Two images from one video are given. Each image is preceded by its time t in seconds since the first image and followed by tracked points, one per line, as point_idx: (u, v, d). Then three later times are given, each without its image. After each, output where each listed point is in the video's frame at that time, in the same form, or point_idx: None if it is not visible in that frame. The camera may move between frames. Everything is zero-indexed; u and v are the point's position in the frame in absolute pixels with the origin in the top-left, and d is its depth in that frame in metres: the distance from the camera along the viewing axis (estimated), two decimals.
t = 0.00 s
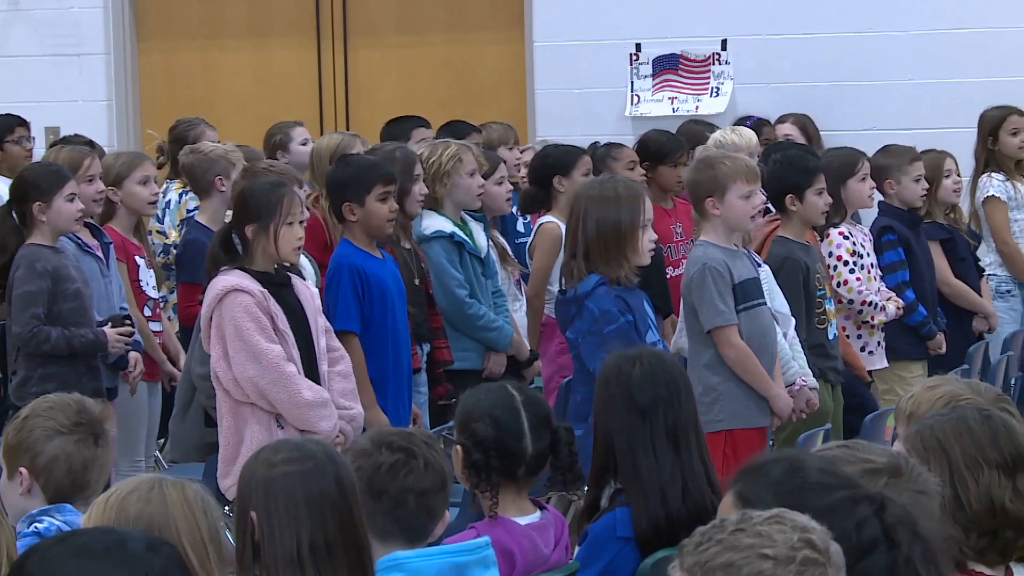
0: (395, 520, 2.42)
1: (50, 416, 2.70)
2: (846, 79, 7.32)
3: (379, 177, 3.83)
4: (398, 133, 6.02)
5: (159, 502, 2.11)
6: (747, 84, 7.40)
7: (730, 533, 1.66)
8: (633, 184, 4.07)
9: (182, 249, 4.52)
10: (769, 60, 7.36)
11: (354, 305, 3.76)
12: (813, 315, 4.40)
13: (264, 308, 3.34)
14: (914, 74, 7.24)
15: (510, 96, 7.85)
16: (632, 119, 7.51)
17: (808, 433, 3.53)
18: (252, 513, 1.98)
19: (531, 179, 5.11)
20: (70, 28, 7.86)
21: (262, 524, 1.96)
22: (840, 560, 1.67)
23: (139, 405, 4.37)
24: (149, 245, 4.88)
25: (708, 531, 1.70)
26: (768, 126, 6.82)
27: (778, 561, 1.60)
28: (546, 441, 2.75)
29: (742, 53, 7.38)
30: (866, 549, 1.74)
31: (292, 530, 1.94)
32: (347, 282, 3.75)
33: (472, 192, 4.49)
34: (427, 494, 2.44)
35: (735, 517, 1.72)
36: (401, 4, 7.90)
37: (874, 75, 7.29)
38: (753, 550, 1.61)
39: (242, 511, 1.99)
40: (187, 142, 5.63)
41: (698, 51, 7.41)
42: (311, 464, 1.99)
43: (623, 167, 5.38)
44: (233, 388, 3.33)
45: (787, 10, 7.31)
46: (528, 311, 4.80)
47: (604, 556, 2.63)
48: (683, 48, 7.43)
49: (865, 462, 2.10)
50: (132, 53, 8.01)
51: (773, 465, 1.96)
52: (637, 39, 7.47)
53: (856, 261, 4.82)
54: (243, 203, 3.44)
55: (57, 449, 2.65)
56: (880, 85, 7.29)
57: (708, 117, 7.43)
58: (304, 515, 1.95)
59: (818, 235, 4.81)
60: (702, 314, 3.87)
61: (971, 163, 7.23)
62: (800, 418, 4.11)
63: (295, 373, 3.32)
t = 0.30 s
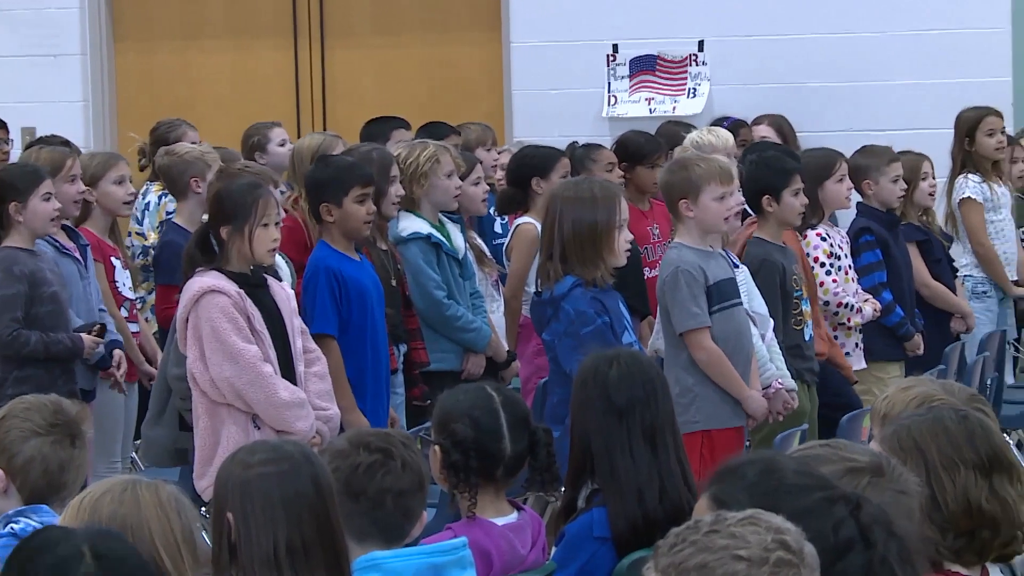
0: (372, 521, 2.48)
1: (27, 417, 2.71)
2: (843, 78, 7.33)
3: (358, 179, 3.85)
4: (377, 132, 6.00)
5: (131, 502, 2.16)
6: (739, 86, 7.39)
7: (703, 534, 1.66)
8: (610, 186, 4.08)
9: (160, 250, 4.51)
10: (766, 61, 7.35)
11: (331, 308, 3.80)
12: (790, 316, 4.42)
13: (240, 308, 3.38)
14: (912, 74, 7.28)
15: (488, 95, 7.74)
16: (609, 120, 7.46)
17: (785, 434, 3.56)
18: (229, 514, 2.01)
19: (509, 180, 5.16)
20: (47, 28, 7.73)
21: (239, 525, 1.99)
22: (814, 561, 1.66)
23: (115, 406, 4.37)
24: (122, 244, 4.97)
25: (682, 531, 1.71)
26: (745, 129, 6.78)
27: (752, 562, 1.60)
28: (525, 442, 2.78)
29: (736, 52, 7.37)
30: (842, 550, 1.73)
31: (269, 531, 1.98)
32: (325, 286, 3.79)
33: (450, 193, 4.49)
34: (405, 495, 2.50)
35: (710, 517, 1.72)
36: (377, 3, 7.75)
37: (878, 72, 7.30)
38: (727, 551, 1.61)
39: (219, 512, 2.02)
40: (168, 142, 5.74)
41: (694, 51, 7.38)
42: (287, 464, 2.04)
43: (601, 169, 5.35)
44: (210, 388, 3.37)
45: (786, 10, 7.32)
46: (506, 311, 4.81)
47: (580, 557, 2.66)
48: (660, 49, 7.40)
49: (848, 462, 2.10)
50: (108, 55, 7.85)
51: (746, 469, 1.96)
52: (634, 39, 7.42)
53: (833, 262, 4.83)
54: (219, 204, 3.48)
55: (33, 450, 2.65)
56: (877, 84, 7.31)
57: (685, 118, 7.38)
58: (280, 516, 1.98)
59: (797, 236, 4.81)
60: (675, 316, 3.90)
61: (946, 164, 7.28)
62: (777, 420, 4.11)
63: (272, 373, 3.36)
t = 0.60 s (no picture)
0: (345, 522, 2.50)
1: None
2: (845, 77, 7.33)
3: (331, 180, 3.88)
4: (354, 132, 6.00)
5: (100, 504, 2.18)
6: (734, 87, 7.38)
7: (674, 535, 1.68)
8: (582, 186, 4.09)
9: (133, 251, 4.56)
10: (767, 62, 7.36)
11: (305, 309, 3.82)
12: (765, 316, 4.46)
13: (213, 309, 3.39)
14: (914, 74, 7.28)
15: (460, 98, 7.73)
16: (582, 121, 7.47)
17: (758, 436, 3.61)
18: (201, 515, 2.01)
19: (483, 181, 5.17)
20: (20, 29, 7.65)
21: (212, 526, 1.99)
22: (784, 562, 1.68)
23: (87, 407, 4.33)
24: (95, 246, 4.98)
25: (654, 532, 1.73)
26: (718, 129, 6.68)
27: (721, 563, 1.63)
28: (500, 443, 2.79)
29: (736, 52, 7.37)
30: (814, 552, 1.80)
31: (242, 532, 1.98)
32: (298, 287, 3.81)
33: (423, 194, 4.48)
34: (378, 496, 2.53)
35: (682, 518, 1.74)
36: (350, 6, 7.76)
37: (884, 72, 7.30)
38: (696, 552, 1.63)
39: (191, 513, 2.03)
40: (143, 141, 5.79)
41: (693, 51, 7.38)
42: (260, 466, 2.04)
43: (576, 170, 5.34)
44: (183, 389, 3.38)
45: (788, 12, 7.33)
46: (480, 312, 4.80)
47: (554, 558, 2.67)
48: (632, 50, 7.41)
49: (821, 461, 2.12)
50: (81, 56, 7.81)
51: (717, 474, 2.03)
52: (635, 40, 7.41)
53: (806, 263, 4.97)
54: (194, 205, 3.48)
55: (6, 450, 2.65)
56: (876, 86, 7.31)
57: (659, 118, 7.37)
58: (253, 519, 1.99)
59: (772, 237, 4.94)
60: (647, 318, 3.95)
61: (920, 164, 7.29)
62: (755, 418, 4.26)
63: (245, 374, 3.37)
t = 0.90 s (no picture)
0: (311, 524, 2.56)
1: None
2: (843, 76, 7.45)
3: (298, 181, 3.90)
4: (321, 133, 6.02)
5: (71, 504, 2.17)
6: (732, 88, 7.52)
7: (641, 536, 1.68)
8: (548, 187, 4.09)
9: (98, 253, 4.50)
10: (767, 62, 7.49)
11: (271, 311, 3.84)
12: (735, 316, 4.48)
13: (179, 310, 3.45)
14: (915, 74, 7.40)
15: (427, 96, 7.87)
16: (549, 122, 7.63)
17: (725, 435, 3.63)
18: (167, 517, 2.03)
19: (452, 183, 5.17)
20: None
21: (178, 527, 2.01)
22: (750, 565, 1.68)
23: (53, 409, 4.29)
24: (60, 248, 4.97)
25: (621, 531, 1.73)
26: (683, 130, 6.70)
27: (685, 565, 1.64)
28: (466, 443, 2.82)
29: (736, 52, 7.51)
30: (780, 552, 1.82)
31: (208, 533, 2.00)
32: (265, 289, 3.82)
33: (389, 195, 4.48)
34: (345, 497, 2.58)
35: (649, 517, 1.74)
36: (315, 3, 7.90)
37: (884, 72, 7.42)
38: (662, 554, 1.64)
39: (157, 514, 2.04)
40: (109, 142, 5.79)
41: (702, 51, 7.52)
42: (227, 467, 2.06)
43: (543, 170, 5.39)
44: (149, 390, 3.42)
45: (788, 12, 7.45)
46: (447, 313, 4.82)
47: (520, 558, 2.69)
48: (599, 51, 7.57)
49: (782, 462, 2.15)
50: (45, 55, 7.92)
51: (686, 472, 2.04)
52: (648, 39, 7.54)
53: (774, 264, 5.06)
54: (161, 205, 3.52)
55: None
56: (841, 87, 7.46)
57: (626, 119, 7.53)
58: (220, 520, 2.01)
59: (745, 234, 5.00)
60: (613, 319, 4.00)
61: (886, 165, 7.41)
62: (723, 417, 4.31)
63: (211, 375, 3.42)
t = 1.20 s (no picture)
0: (273, 526, 2.60)
1: None
2: (840, 76, 7.34)
3: (260, 181, 3.90)
4: (284, 134, 5.96)
5: (39, 504, 2.16)
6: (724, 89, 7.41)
7: (604, 536, 1.68)
8: (512, 187, 4.10)
9: (63, 254, 4.60)
10: (765, 62, 7.38)
11: (234, 311, 3.85)
12: (697, 317, 4.51)
13: (142, 310, 3.45)
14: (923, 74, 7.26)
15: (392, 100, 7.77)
16: (513, 123, 7.54)
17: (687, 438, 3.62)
18: (131, 518, 2.05)
19: (417, 185, 5.15)
20: None
21: (142, 527, 2.04)
22: (714, 565, 1.69)
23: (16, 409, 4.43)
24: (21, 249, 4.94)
25: (585, 532, 1.73)
26: (648, 131, 6.67)
27: (649, 565, 1.63)
28: (430, 444, 2.82)
29: (730, 52, 7.40)
30: (746, 555, 1.84)
31: (172, 533, 2.02)
32: (227, 290, 3.83)
33: (353, 195, 4.49)
34: (308, 497, 2.63)
35: (613, 518, 1.74)
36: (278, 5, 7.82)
37: (883, 72, 7.30)
38: (625, 553, 1.63)
39: (121, 516, 2.07)
40: (70, 142, 5.77)
41: (696, 51, 7.41)
42: (190, 468, 2.08)
43: (509, 172, 5.28)
44: (112, 391, 3.44)
45: (788, 12, 7.35)
46: (413, 314, 4.88)
47: (484, 559, 2.70)
48: (563, 52, 7.48)
49: (746, 462, 2.16)
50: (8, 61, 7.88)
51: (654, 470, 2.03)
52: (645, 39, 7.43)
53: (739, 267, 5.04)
54: (124, 205, 3.51)
55: None
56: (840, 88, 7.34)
57: (589, 121, 7.44)
58: (183, 520, 2.03)
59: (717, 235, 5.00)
60: (576, 320, 4.02)
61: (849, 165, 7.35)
62: (687, 417, 4.36)
63: (175, 376, 3.44)
